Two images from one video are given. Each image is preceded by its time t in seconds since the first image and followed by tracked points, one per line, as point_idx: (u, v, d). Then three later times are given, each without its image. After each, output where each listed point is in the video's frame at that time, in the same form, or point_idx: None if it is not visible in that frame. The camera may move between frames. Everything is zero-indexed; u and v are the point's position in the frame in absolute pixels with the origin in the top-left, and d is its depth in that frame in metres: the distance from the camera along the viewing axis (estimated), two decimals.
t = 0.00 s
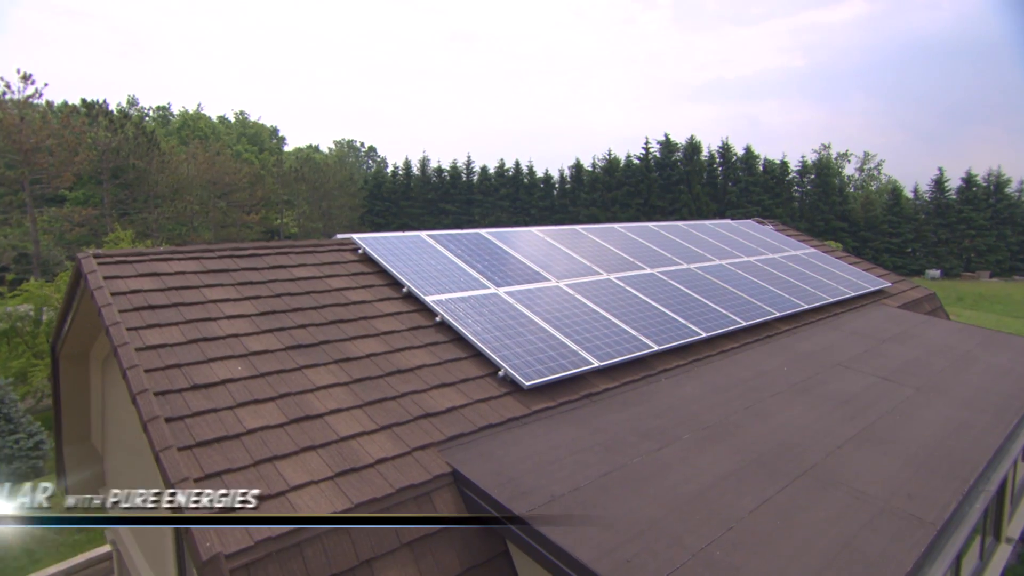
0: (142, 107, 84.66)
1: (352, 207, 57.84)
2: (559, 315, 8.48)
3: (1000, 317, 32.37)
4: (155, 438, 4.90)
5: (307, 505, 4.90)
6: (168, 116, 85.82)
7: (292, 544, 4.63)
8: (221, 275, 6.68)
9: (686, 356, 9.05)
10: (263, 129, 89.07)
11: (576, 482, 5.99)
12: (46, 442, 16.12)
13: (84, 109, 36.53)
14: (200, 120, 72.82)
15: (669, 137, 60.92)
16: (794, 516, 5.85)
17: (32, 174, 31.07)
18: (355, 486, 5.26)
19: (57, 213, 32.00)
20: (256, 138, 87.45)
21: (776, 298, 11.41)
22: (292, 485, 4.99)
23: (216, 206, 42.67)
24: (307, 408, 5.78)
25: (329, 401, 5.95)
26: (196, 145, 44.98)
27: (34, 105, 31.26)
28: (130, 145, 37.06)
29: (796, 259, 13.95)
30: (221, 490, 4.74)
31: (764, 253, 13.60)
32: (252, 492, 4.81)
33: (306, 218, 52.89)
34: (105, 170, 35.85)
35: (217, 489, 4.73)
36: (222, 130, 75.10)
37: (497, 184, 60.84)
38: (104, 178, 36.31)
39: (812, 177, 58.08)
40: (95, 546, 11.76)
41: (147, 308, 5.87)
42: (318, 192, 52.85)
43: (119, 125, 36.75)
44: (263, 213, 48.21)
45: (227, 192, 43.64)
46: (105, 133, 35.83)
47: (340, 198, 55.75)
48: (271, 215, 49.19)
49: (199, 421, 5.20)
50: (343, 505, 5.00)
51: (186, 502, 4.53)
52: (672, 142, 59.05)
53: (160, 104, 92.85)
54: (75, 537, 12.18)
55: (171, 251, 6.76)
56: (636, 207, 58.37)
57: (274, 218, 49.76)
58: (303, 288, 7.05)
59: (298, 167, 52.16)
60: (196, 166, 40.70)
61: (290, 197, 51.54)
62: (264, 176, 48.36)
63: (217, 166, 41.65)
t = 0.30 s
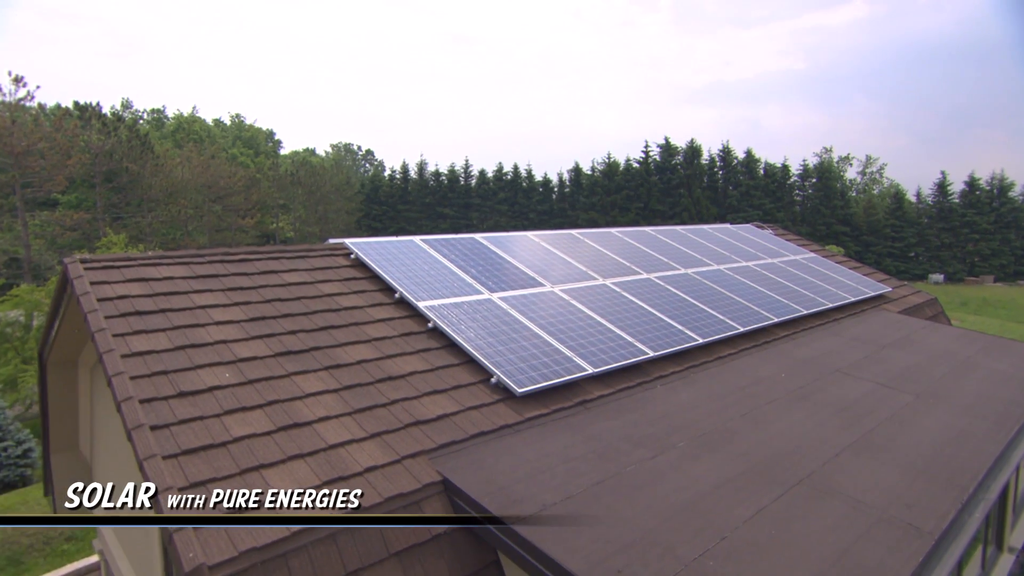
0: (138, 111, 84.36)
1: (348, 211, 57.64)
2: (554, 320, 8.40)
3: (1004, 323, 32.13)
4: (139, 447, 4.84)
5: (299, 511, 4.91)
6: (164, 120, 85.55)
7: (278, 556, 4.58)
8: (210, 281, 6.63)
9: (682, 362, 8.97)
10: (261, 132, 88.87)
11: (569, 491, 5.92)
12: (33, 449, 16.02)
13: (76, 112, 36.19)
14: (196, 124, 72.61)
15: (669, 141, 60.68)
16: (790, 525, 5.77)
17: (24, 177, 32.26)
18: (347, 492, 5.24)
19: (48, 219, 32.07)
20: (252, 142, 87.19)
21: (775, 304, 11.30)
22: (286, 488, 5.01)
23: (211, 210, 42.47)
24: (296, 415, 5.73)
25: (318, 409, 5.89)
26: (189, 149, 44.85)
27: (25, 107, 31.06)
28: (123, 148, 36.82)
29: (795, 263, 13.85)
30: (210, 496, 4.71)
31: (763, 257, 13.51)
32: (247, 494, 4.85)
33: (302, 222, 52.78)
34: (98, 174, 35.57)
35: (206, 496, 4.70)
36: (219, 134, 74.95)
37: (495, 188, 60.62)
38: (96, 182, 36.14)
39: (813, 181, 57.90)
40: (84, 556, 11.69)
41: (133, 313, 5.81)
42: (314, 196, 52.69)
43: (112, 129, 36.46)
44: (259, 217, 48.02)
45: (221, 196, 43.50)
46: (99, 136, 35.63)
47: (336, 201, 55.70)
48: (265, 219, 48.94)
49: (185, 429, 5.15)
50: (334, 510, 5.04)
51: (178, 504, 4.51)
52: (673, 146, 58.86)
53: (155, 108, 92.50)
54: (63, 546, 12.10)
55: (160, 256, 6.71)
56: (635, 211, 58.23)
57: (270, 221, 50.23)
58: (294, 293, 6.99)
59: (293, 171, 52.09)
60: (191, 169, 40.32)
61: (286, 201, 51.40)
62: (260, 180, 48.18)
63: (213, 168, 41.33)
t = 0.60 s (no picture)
0: (132, 116, 84.05)
1: (343, 216, 57.37)
2: (548, 327, 8.30)
3: (1010, 329, 31.85)
4: (122, 456, 4.75)
5: (297, 512, 4.94)
6: (159, 125, 85.28)
7: (263, 568, 4.50)
8: (198, 287, 6.55)
9: (679, 369, 8.86)
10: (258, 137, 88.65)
11: (560, 501, 5.81)
12: (20, 458, 15.85)
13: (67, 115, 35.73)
14: (191, 129, 72.35)
15: (669, 145, 60.39)
16: (787, 537, 5.66)
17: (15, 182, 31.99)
18: (348, 492, 5.27)
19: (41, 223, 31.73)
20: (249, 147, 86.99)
21: (774, 310, 11.18)
22: (286, 488, 5.06)
23: (205, 216, 42.21)
24: (283, 424, 5.65)
25: (306, 417, 5.81)
26: (183, 153, 44.66)
27: (16, 111, 30.83)
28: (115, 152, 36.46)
29: (794, 269, 13.72)
30: (209, 497, 4.73)
31: (762, 263, 13.38)
32: (247, 494, 4.89)
33: (298, 226, 52.58)
34: (89, 178, 35.27)
35: (205, 498, 4.71)
36: (215, 137, 74.71)
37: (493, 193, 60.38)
38: (88, 187, 35.90)
39: (814, 186, 57.66)
40: (69, 569, 11.53)
41: (119, 320, 5.74)
42: (310, 201, 52.55)
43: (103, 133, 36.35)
44: (253, 222, 47.75)
45: (215, 200, 43.28)
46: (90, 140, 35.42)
47: (332, 206, 55.60)
48: (260, 224, 48.68)
49: (169, 439, 5.07)
50: (335, 510, 5.08)
51: (178, 503, 4.59)
52: (673, 150, 58.61)
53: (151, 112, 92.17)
54: (50, 559, 11.93)
55: (148, 262, 6.65)
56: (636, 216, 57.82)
57: (264, 226, 49.79)
58: (284, 300, 6.92)
59: (288, 175, 51.95)
60: (184, 173, 40.31)
61: (282, 206, 51.18)
62: (255, 184, 47.96)
63: (206, 173, 41.33)
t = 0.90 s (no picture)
0: (129, 119, 84.13)
1: (341, 218, 57.30)
2: (545, 332, 8.18)
3: (1021, 334, 31.49)
4: (104, 463, 4.65)
5: (295, 513, 4.95)
6: (154, 127, 85.11)
7: None
8: (187, 292, 6.47)
9: (678, 375, 8.73)
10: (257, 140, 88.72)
11: (554, 508, 5.69)
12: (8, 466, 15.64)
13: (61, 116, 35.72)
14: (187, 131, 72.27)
15: (672, 148, 60.11)
16: (785, 546, 5.53)
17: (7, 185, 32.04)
18: (348, 492, 5.27)
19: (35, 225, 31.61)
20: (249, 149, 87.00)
21: (777, 315, 11.02)
22: (286, 487, 5.09)
23: (201, 218, 42.16)
24: (272, 431, 5.55)
25: (296, 424, 5.72)
26: (179, 156, 44.66)
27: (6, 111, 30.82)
28: (108, 154, 36.65)
29: (798, 272, 13.56)
30: (208, 497, 4.75)
31: (764, 267, 13.22)
32: (247, 494, 4.91)
33: (294, 229, 52.52)
34: (82, 179, 35.24)
35: (204, 497, 4.74)
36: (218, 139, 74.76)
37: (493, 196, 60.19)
38: (80, 189, 35.84)
39: (820, 188, 57.29)
40: None
41: (106, 325, 5.66)
42: (306, 203, 52.96)
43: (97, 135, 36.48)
44: (249, 224, 47.62)
45: (211, 203, 43.21)
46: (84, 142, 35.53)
47: (330, 209, 55.67)
48: (257, 227, 48.58)
49: (153, 446, 4.98)
50: (334, 511, 5.08)
51: (177, 503, 4.63)
52: (676, 152, 58.37)
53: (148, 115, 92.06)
54: (38, 570, 11.74)
55: (137, 266, 6.59)
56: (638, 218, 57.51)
57: (260, 229, 49.74)
58: (276, 304, 6.83)
59: (285, 177, 51.90)
60: (178, 175, 40.29)
61: (279, 208, 51.12)
62: (251, 187, 47.90)
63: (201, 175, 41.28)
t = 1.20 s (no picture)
0: (130, 121, 84.32)
1: (339, 220, 57.08)
2: (542, 335, 8.05)
3: None
4: (88, 470, 4.54)
5: (296, 513, 4.95)
6: (149, 127, 84.83)
7: None
8: (177, 294, 6.38)
9: (678, 380, 8.57)
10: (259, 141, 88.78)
11: (549, 516, 5.56)
12: None
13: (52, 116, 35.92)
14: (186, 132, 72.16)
15: (676, 148, 59.72)
16: (786, 556, 5.38)
17: None
18: (348, 492, 5.27)
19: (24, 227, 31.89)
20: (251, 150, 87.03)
21: (781, 318, 10.83)
22: (286, 487, 5.08)
23: (196, 220, 42.06)
24: (261, 436, 5.44)
25: (286, 429, 5.61)
26: (176, 157, 44.59)
27: None
28: (102, 154, 36.46)
29: (803, 274, 13.34)
30: (208, 497, 4.74)
31: (769, 269, 13.02)
32: (247, 493, 4.89)
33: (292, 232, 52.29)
34: (75, 180, 35.40)
35: (204, 498, 4.73)
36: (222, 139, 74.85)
37: (495, 197, 59.95)
38: (74, 189, 35.92)
39: (828, 189, 56.79)
40: None
41: (93, 328, 5.57)
42: (305, 204, 52.85)
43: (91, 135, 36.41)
44: (247, 226, 47.53)
45: (207, 204, 42.92)
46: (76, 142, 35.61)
47: (328, 210, 55.72)
48: (254, 229, 48.42)
49: (139, 452, 4.87)
50: (335, 510, 5.08)
51: (177, 503, 4.62)
52: (680, 152, 58.01)
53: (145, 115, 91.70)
54: None
55: (127, 268, 6.50)
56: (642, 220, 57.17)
57: (259, 232, 49.30)
58: (268, 306, 6.73)
59: (283, 178, 51.29)
60: (174, 176, 40.20)
61: (277, 209, 50.95)
62: (249, 188, 47.67)
63: (196, 176, 41.11)
